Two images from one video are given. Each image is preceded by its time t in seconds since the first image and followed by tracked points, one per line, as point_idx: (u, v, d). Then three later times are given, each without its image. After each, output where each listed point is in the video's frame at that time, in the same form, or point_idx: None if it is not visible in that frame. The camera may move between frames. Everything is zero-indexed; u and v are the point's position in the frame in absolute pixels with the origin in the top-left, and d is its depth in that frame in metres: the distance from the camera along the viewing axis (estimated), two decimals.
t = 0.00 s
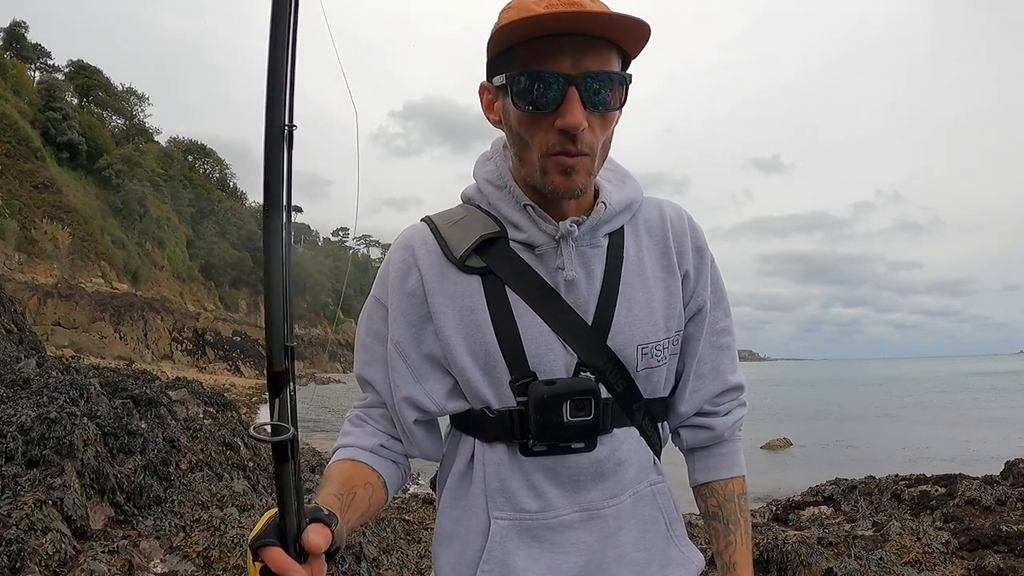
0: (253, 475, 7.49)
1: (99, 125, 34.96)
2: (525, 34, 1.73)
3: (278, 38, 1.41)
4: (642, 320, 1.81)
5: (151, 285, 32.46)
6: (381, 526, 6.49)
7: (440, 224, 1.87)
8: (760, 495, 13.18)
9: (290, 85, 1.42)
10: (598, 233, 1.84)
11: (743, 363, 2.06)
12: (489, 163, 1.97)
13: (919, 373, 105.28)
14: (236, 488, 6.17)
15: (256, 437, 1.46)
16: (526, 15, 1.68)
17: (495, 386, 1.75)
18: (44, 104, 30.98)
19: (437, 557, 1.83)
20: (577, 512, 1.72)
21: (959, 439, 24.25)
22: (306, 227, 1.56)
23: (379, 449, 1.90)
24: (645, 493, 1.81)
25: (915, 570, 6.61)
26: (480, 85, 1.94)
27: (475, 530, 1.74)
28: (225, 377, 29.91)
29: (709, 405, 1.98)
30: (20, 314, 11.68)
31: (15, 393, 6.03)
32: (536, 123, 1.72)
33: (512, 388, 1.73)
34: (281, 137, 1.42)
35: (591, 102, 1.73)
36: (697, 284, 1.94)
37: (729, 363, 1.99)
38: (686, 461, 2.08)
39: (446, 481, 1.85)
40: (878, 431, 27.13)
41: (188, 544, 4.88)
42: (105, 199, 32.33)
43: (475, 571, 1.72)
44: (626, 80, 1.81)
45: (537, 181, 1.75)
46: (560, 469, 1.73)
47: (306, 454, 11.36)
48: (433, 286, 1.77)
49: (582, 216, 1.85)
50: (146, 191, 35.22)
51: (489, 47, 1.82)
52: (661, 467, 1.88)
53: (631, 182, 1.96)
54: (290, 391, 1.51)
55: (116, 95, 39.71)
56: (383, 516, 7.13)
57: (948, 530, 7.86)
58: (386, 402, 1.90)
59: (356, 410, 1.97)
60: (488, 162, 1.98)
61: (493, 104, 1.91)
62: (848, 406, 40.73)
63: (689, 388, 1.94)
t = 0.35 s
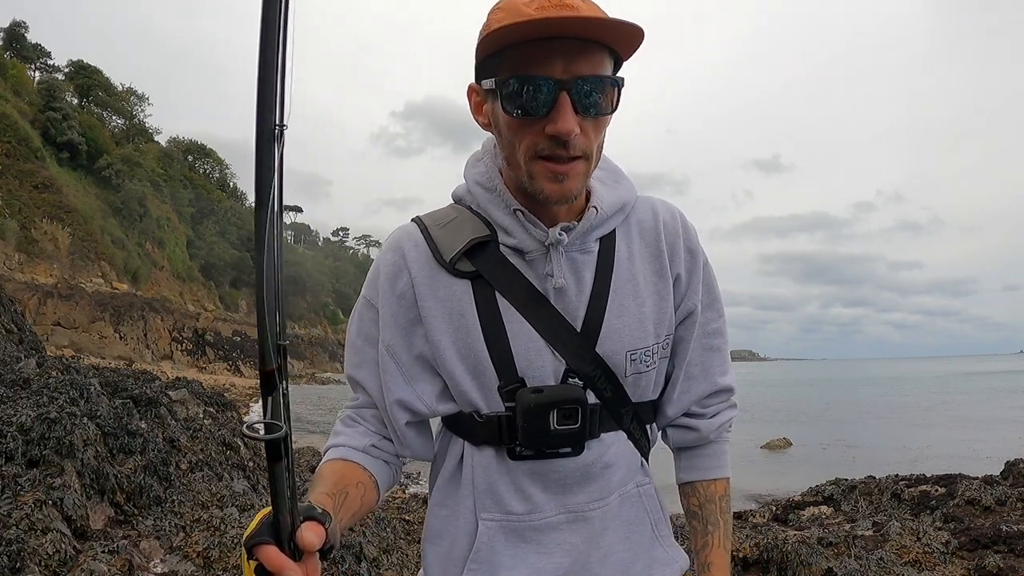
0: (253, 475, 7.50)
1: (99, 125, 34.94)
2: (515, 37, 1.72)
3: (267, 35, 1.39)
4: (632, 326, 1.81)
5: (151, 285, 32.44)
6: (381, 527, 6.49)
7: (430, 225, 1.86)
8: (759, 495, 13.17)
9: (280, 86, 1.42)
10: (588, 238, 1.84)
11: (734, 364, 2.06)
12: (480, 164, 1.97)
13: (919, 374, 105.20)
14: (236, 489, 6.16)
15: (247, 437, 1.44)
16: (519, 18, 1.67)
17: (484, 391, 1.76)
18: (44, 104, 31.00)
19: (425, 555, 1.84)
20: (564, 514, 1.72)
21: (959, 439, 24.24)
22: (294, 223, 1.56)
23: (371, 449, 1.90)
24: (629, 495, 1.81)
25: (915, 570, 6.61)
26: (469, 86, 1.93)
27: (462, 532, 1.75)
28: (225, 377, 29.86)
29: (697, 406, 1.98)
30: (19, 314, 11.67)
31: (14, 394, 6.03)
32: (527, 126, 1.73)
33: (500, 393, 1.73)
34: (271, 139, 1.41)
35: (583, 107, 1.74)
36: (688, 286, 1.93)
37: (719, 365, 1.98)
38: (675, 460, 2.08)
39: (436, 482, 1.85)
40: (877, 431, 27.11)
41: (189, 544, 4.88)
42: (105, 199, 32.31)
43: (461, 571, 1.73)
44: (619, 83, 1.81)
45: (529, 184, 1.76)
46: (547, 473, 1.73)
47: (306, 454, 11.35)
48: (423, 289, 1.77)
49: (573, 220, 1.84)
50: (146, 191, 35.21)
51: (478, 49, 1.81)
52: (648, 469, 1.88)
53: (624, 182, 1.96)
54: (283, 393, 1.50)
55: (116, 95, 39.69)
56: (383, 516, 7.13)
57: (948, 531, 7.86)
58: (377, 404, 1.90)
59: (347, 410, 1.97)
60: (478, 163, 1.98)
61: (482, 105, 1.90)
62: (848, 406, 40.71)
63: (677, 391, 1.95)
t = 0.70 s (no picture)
0: (253, 475, 7.50)
1: (99, 125, 34.96)
2: (499, 42, 1.73)
3: (259, 33, 1.39)
4: (622, 324, 1.81)
5: (151, 285, 32.45)
6: (381, 526, 6.49)
7: (422, 230, 1.88)
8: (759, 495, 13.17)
9: (271, 89, 1.42)
10: (576, 238, 1.84)
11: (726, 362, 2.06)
12: (470, 170, 1.97)
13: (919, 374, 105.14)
14: (236, 489, 6.16)
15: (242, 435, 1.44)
16: (501, 23, 1.68)
17: (477, 390, 1.76)
18: (44, 104, 31.04)
19: (422, 556, 1.84)
20: (559, 514, 1.72)
21: (958, 439, 24.24)
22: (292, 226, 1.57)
23: (367, 454, 1.90)
24: (624, 495, 1.80)
25: (915, 570, 6.61)
26: (456, 95, 1.95)
27: (458, 532, 1.75)
28: (226, 377, 29.84)
29: (692, 404, 1.98)
30: (20, 314, 11.67)
31: (14, 394, 6.02)
32: (512, 129, 1.73)
33: (493, 392, 1.73)
34: (264, 139, 1.41)
35: (567, 108, 1.73)
36: (677, 286, 1.93)
37: (711, 362, 1.98)
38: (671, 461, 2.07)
39: (431, 484, 1.85)
40: (877, 431, 27.12)
41: (189, 544, 4.87)
42: (105, 199, 32.32)
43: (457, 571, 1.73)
44: (602, 86, 1.81)
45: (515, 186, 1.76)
46: (542, 473, 1.72)
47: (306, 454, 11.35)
48: (416, 292, 1.78)
49: (561, 222, 1.84)
50: (145, 191, 35.23)
51: (464, 54, 1.82)
52: (643, 469, 1.88)
53: (611, 185, 1.95)
54: (276, 390, 1.50)
55: (116, 95, 39.68)
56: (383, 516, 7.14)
57: (948, 530, 7.86)
58: (373, 408, 1.91)
59: (344, 415, 1.97)
60: (468, 169, 1.99)
61: (470, 111, 1.91)
62: (847, 406, 40.70)
63: (670, 390, 1.95)
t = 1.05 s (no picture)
0: (253, 475, 7.50)
1: (99, 125, 34.96)
2: (507, 42, 1.73)
3: (265, 33, 1.41)
4: (615, 321, 1.81)
5: (151, 285, 32.46)
6: (381, 527, 6.49)
7: (420, 233, 1.88)
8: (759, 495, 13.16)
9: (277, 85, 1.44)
10: (570, 237, 1.84)
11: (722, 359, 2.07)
12: (466, 174, 1.97)
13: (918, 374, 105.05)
14: (236, 488, 6.16)
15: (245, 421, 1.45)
16: (511, 26, 1.68)
17: (475, 387, 1.76)
18: (44, 104, 31.04)
19: (421, 553, 1.83)
20: (555, 508, 1.71)
21: (958, 439, 24.24)
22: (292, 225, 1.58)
23: (369, 451, 1.90)
24: (620, 490, 1.79)
25: (915, 570, 6.61)
26: (451, 97, 1.92)
27: (455, 527, 1.75)
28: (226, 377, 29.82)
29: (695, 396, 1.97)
30: (20, 314, 11.66)
31: (14, 394, 6.02)
32: (520, 126, 1.72)
33: (489, 389, 1.73)
34: (269, 138, 1.43)
35: (573, 108, 1.75)
36: (672, 284, 1.94)
37: (708, 358, 1.99)
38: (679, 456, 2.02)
39: (430, 480, 1.85)
40: (877, 431, 27.12)
41: (189, 544, 4.87)
42: (105, 199, 32.33)
43: (454, 566, 1.73)
44: (601, 88, 1.85)
45: (523, 182, 1.75)
46: (538, 468, 1.72)
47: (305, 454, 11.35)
48: (415, 291, 1.78)
49: (555, 222, 1.85)
50: (146, 191, 35.24)
51: (466, 56, 1.79)
52: (639, 465, 1.87)
53: (604, 186, 1.95)
54: (279, 380, 1.51)
55: (116, 95, 39.67)
56: (383, 516, 7.13)
57: (948, 530, 7.86)
58: (373, 406, 1.91)
59: (345, 414, 1.98)
60: (464, 174, 1.98)
61: (466, 113, 1.89)
62: (848, 406, 40.70)
63: (673, 382, 1.94)
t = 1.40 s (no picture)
0: (253, 474, 7.50)
1: (99, 125, 34.94)
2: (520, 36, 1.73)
3: (263, 33, 1.44)
4: (612, 314, 1.81)
5: (151, 285, 32.44)
6: (381, 526, 6.48)
7: (418, 234, 1.88)
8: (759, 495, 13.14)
9: (275, 85, 1.46)
10: (565, 234, 1.84)
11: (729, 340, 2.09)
12: (463, 174, 1.97)
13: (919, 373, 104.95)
14: (236, 488, 6.15)
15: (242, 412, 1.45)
16: (526, 20, 1.69)
17: (474, 383, 1.76)
18: (44, 103, 30.99)
19: (424, 549, 1.83)
20: (555, 502, 1.71)
21: (959, 439, 24.21)
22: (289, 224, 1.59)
23: (369, 449, 1.90)
24: (620, 484, 1.79)
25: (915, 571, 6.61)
26: (453, 90, 1.90)
27: (455, 522, 1.75)
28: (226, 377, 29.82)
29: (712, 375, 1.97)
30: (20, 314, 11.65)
31: (14, 394, 6.01)
32: (529, 117, 1.71)
33: (488, 383, 1.73)
34: (266, 138, 1.45)
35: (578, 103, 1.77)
36: (671, 277, 1.94)
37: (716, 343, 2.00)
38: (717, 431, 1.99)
39: (431, 476, 1.85)
40: (878, 431, 27.10)
41: (189, 544, 4.87)
42: (105, 199, 32.34)
43: (455, 563, 1.73)
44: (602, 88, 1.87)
45: (527, 174, 1.75)
46: (537, 462, 1.72)
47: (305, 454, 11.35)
48: (412, 290, 1.78)
49: (550, 218, 1.85)
50: (146, 191, 35.21)
51: (476, 46, 1.78)
52: (639, 459, 1.87)
53: (596, 185, 1.95)
54: (277, 373, 1.51)
55: (116, 95, 39.62)
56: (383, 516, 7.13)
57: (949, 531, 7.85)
58: (372, 404, 1.91)
59: (345, 413, 1.98)
60: (461, 173, 1.98)
61: (467, 107, 1.87)
62: (848, 406, 40.67)
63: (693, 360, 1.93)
